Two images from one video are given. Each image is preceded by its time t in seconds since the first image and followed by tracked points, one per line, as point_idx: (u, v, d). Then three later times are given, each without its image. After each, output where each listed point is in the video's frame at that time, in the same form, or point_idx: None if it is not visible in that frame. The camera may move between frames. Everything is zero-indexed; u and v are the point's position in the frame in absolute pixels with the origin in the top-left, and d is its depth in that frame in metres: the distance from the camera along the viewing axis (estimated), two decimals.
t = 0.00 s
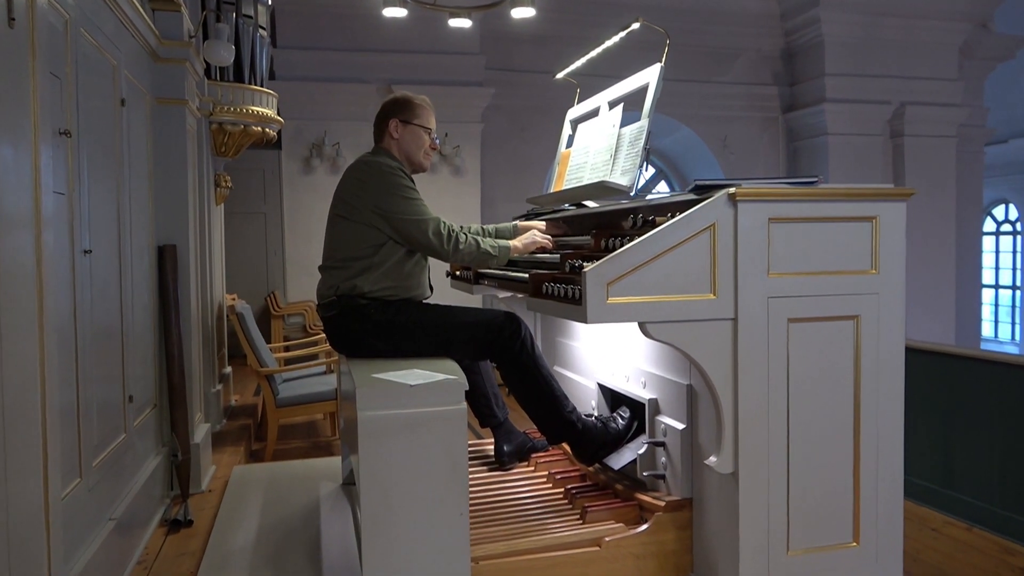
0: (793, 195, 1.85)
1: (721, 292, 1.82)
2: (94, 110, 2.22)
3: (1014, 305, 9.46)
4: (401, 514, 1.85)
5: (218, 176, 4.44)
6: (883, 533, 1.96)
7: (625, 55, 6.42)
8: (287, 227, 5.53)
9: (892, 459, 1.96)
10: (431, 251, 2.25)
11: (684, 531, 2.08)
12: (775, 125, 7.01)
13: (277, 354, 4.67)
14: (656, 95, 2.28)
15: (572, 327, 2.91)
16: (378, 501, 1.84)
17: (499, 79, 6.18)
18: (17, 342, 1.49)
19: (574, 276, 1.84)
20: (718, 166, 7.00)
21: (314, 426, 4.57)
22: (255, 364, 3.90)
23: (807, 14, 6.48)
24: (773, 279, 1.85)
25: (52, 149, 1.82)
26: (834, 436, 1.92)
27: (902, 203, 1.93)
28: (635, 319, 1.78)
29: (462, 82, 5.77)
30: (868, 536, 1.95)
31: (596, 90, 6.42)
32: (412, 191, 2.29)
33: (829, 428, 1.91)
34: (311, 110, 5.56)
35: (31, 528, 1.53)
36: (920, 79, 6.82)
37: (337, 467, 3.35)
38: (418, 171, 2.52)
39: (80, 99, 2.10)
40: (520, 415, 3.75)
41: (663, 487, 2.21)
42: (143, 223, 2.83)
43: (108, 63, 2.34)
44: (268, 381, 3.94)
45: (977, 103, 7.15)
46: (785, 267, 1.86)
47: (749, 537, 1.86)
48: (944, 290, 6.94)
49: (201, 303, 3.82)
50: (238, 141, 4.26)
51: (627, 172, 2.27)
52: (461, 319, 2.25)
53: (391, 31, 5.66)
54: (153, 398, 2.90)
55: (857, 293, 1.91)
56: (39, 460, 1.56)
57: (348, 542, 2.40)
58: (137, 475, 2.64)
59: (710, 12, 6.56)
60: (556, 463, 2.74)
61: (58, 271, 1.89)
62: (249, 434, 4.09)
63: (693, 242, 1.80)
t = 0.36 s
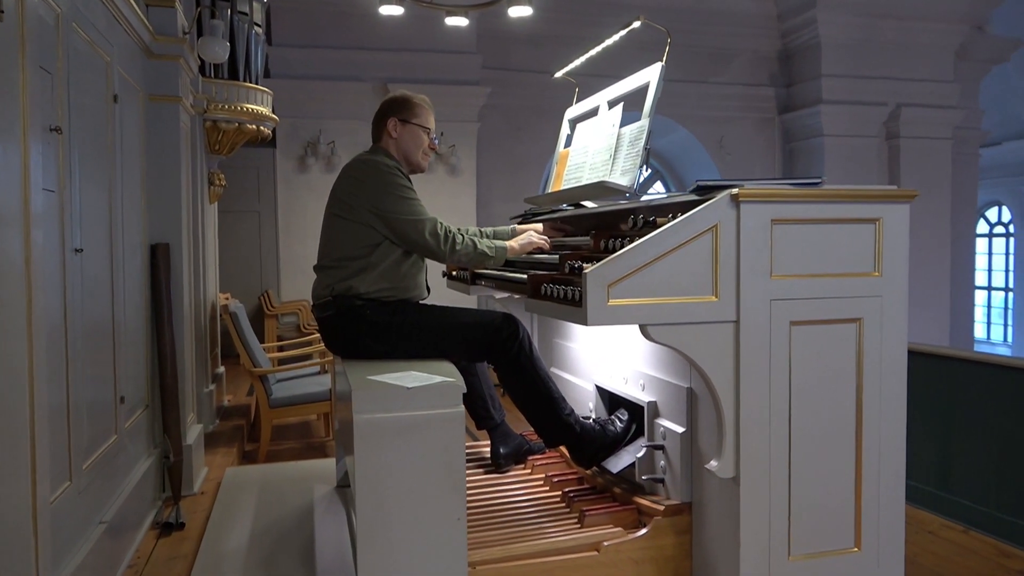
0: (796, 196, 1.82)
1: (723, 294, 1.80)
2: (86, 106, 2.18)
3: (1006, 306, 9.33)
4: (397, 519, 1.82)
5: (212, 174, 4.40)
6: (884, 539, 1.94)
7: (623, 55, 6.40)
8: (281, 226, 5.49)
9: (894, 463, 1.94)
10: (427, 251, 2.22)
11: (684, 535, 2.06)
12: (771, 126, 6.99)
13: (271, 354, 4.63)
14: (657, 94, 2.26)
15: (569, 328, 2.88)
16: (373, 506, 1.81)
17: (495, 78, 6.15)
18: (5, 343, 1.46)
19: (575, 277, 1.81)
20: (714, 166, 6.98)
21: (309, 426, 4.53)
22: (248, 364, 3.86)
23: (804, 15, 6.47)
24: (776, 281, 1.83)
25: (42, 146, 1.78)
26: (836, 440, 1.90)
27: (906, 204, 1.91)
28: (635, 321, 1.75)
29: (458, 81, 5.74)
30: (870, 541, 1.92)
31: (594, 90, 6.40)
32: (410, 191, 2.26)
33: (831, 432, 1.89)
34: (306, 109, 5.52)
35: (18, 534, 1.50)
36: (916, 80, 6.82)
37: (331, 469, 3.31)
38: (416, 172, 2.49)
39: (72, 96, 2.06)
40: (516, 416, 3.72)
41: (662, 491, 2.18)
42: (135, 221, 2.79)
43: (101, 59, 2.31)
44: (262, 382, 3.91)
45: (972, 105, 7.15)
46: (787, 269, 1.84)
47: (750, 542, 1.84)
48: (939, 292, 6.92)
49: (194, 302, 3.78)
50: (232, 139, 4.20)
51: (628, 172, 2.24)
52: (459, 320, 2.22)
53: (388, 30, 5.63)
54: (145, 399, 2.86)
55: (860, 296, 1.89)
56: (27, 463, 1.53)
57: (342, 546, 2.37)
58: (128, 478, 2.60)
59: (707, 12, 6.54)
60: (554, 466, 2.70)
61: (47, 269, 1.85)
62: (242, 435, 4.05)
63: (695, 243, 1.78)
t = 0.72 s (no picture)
0: (786, 194, 1.81)
1: (712, 293, 1.78)
2: (61, 103, 2.13)
3: (981, 305, 9.39)
4: (382, 523, 1.79)
5: (190, 173, 4.33)
6: (873, 537, 1.93)
7: (604, 54, 6.39)
8: (260, 225, 5.42)
9: (882, 462, 1.94)
10: (409, 251, 2.18)
11: (672, 536, 2.05)
12: (752, 126, 7.02)
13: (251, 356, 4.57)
14: (643, 92, 2.24)
15: (555, 328, 2.85)
16: (358, 509, 1.77)
17: (477, 78, 6.12)
18: None
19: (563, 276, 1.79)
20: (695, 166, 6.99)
21: (290, 429, 4.48)
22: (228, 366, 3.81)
23: (784, 15, 6.50)
24: (765, 280, 1.81)
25: (15, 143, 1.73)
26: (825, 440, 1.89)
27: (894, 202, 1.91)
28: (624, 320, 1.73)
29: (440, 80, 5.70)
30: (858, 540, 1.92)
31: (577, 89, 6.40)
32: (392, 190, 2.22)
33: (820, 431, 1.88)
34: (286, 107, 5.46)
35: None
36: (895, 81, 6.88)
37: (312, 472, 3.26)
38: (399, 170, 2.45)
39: (46, 91, 2.01)
40: (500, 417, 3.69)
41: (650, 491, 2.16)
42: (112, 220, 2.73)
43: (76, 54, 2.25)
44: (242, 384, 3.85)
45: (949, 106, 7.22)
46: (776, 267, 1.83)
47: (740, 542, 1.83)
48: (918, 291, 6.97)
49: (173, 303, 3.72)
50: (210, 138, 4.16)
51: (614, 171, 2.22)
52: (444, 320, 2.19)
53: (368, 28, 5.58)
54: (123, 401, 2.80)
55: (849, 294, 1.88)
56: None
57: (325, 549, 2.33)
58: (105, 482, 2.55)
59: (688, 12, 6.56)
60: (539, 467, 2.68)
61: (20, 269, 1.80)
62: (222, 438, 3.99)
63: (683, 241, 1.76)
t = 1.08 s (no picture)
0: (784, 192, 1.79)
1: (711, 292, 1.76)
2: (44, 96, 2.08)
3: (967, 305, 9.47)
4: (377, 526, 1.75)
5: (178, 170, 4.27)
6: (871, 539, 1.92)
7: (595, 53, 6.37)
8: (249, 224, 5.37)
9: (879, 462, 1.92)
10: (400, 249, 2.15)
11: (669, 538, 2.03)
12: (742, 125, 7.02)
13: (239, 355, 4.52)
14: (639, 88, 2.22)
15: (548, 327, 2.83)
16: (351, 512, 1.74)
17: (468, 76, 6.08)
18: None
19: (560, 276, 1.76)
20: (686, 165, 6.99)
21: (279, 429, 4.43)
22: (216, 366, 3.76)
23: (775, 15, 6.50)
24: (764, 279, 1.79)
25: None
26: (824, 440, 1.87)
27: (892, 201, 1.89)
28: (622, 320, 1.71)
29: (431, 78, 5.66)
30: (857, 542, 1.90)
31: (569, 89, 6.38)
32: (382, 186, 2.19)
33: (819, 432, 1.87)
34: (275, 105, 5.41)
35: None
36: (885, 81, 6.90)
37: (302, 472, 3.22)
38: (390, 165, 2.42)
39: (29, 85, 1.96)
40: (493, 416, 3.66)
41: (646, 493, 2.14)
42: (99, 218, 2.69)
43: (60, 46, 2.20)
44: (231, 384, 3.81)
45: (938, 107, 7.25)
46: (775, 266, 1.81)
47: (739, 544, 1.80)
48: (906, 291, 7.00)
49: (160, 303, 3.68)
50: (198, 134, 4.10)
51: (610, 169, 2.20)
52: (437, 320, 2.16)
53: (358, 25, 5.53)
54: (109, 402, 2.75)
55: (848, 293, 1.86)
56: None
57: (316, 552, 2.29)
58: (91, 485, 2.50)
59: (679, 11, 6.54)
60: (533, 468, 2.65)
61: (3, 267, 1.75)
62: (210, 438, 3.94)
63: (682, 240, 1.73)
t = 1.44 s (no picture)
0: (787, 190, 1.77)
1: (712, 293, 1.73)
2: (32, 96, 2.04)
3: (960, 303, 9.48)
4: (374, 533, 1.72)
5: (170, 172, 4.23)
6: (875, 541, 1.90)
7: (589, 52, 6.34)
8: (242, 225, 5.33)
9: (883, 464, 1.90)
10: (397, 246, 2.11)
11: (670, 542, 2.00)
12: (737, 125, 7.01)
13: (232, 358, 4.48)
14: (637, 87, 2.19)
15: (546, 329, 2.80)
16: (348, 520, 1.71)
17: (462, 76, 6.05)
18: None
19: (559, 277, 1.74)
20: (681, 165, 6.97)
21: (273, 433, 4.39)
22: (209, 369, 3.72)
23: (769, 15, 6.49)
24: (766, 278, 1.77)
25: None
26: (827, 441, 1.85)
27: (895, 199, 1.87)
28: (623, 321, 1.68)
29: (424, 79, 5.63)
30: (860, 545, 1.88)
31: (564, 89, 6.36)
32: (377, 184, 2.16)
33: (822, 434, 1.84)
34: (268, 106, 5.37)
35: None
36: (879, 80, 6.90)
37: (297, 477, 3.18)
38: (385, 165, 2.39)
39: (16, 84, 1.92)
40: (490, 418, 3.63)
41: (646, 496, 2.11)
42: (89, 220, 2.65)
43: (48, 46, 2.17)
44: (224, 388, 3.77)
45: (931, 106, 7.25)
46: (777, 266, 1.78)
47: (743, 548, 1.78)
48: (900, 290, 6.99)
49: (152, 306, 3.64)
50: (190, 137, 4.08)
51: (608, 168, 2.18)
52: (434, 322, 2.13)
53: (350, 26, 5.50)
54: (101, 406, 2.71)
55: (850, 293, 1.84)
56: None
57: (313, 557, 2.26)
58: (83, 491, 2.46)
59: (672, 11, 6.53)
60: (531, 471, 2.62)
61: None
62: (203, 443, 3.90)
63: (683, 240, 1.71)
